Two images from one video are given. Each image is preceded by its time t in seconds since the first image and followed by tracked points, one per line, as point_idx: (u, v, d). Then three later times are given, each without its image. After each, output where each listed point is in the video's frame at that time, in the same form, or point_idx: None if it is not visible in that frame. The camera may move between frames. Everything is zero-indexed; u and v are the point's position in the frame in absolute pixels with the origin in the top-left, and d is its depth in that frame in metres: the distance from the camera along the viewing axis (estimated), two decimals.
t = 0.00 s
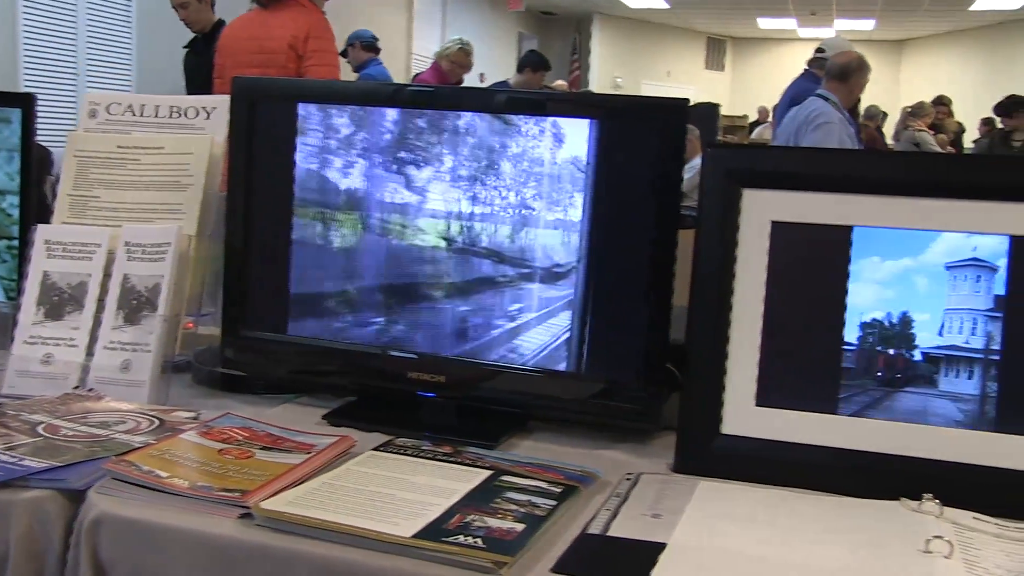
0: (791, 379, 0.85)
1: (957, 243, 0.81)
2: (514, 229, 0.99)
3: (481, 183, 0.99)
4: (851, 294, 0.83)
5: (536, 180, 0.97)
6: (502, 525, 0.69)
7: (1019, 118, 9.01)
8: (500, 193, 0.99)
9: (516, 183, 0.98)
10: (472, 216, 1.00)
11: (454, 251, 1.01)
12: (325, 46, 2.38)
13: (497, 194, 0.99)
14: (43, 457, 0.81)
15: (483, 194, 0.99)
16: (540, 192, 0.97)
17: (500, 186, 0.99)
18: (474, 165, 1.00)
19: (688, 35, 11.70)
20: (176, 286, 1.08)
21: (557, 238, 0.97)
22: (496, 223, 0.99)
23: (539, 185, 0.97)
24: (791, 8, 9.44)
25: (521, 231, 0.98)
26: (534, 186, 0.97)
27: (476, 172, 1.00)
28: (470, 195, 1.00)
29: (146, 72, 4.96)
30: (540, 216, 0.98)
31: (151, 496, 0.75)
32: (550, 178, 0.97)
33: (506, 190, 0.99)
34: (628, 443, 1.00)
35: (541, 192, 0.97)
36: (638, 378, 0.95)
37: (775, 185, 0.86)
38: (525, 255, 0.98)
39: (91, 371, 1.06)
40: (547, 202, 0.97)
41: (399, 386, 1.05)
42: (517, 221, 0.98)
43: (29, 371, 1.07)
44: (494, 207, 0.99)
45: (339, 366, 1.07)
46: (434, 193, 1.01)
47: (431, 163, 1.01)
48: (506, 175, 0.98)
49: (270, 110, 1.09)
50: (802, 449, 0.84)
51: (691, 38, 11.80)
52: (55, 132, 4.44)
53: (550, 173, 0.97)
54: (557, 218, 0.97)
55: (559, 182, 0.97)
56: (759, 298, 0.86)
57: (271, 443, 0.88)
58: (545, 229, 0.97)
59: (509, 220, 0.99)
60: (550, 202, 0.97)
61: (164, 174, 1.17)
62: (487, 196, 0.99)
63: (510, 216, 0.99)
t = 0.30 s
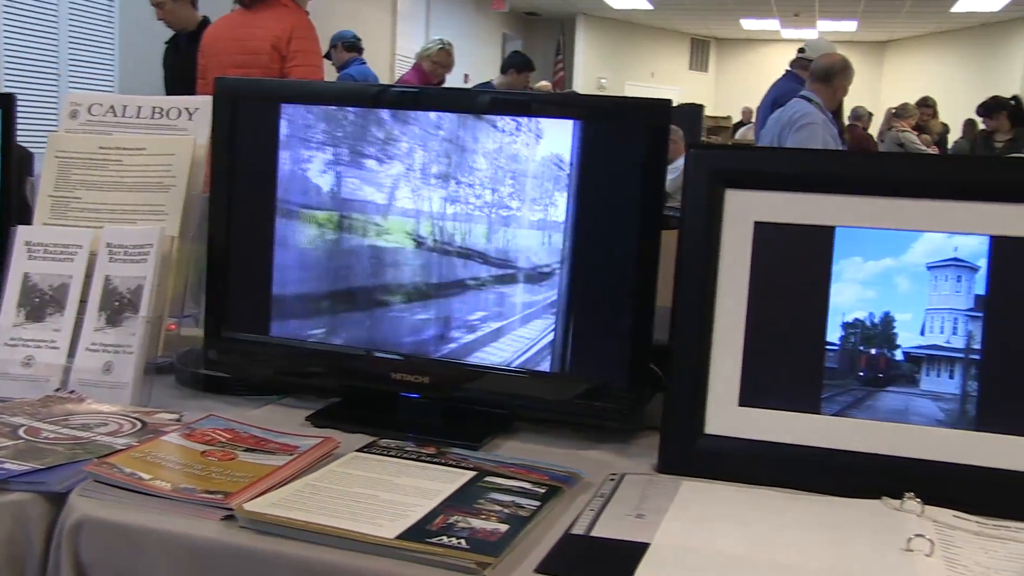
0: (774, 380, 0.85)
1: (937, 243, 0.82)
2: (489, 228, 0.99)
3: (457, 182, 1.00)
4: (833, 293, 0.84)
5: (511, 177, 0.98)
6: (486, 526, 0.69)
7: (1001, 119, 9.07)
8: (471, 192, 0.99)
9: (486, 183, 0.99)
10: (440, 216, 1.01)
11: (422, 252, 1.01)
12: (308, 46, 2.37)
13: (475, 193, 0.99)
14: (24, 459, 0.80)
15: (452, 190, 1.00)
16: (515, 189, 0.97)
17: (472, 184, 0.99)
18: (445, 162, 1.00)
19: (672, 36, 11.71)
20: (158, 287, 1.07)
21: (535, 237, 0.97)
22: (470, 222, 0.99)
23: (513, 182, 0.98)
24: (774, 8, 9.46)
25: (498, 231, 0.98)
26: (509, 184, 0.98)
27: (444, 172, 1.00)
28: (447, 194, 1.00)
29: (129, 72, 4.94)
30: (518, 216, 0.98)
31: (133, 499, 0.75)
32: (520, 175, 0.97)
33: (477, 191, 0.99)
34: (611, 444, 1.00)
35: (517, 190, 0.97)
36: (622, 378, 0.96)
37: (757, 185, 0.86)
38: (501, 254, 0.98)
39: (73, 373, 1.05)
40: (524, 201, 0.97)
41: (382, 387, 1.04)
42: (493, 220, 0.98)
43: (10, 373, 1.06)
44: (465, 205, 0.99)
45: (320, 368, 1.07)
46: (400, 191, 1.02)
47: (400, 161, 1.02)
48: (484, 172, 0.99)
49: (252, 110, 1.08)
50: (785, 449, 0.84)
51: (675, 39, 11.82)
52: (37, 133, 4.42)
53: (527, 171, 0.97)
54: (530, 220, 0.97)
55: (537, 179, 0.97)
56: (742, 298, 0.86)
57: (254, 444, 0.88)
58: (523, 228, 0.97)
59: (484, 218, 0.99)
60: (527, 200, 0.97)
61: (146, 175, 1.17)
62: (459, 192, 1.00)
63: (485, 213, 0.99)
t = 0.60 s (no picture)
0: (756, 375, 0.86)
1: (918, 237, 0.82)
2: (463, 221, 0.99)
3: (431, 175, 1.00)
4: (815, 288, 0.84)
5: (486, 169, 0.98)
6: (469, 521, 0.69)
7: (983, 115, 9.11)
8: (440, 183, 1.00)
9: (456, 176, 0.99)
10: (408, 209, 1.01)
11: (387, 244, 1.02)
12: (291, 42, 2.36)
13: (451, 186, 0.99)
14: (4, 457, 0.80)
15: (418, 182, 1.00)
16: (490, 180, 0.98)
17: (439, 177, 1.00)
18: (414, 152, 1.01)
19: (656, 32, 11.71)
20: (140, 283, 1.07)
21: (508, 230, 0.97)
22: (451, 215, 0.99)
23: (487, 173, 0.98)
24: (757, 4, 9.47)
25: (473, 224, 0.99)
26: (484, 175, 0.98)
27: (412, 164, 1.01)
28: (422, 186, 1.00)
29: (109, 68, 4.91)
30: (490, 209, 0.98)
31: (114, 496, 0.75)
32: (490, 166, 0.98)
33: (446, 183, 0.99)
34: (594, 439, 1.00)
35: (491, 181, 0.98)
36: (605, 372, 0.96)
37: (739, 180, 0.87)
38: (474, 245, 0.99)
39: (53, 370, 1.04)
40: (499, 192, 0.98)
41: (365, 382, 1.04)
42: (466, 214, 0.99)
43: None
44: (433, 197, 1.00)
45: (303, 364, 1.07)
46: (364, 184, 1.02)
47: (365, 151, 1.02)
48: (460, 162, 0.99)
49: (235, 105, 1.08)
50: (767, 443, 0.84)
51: (659, 35, 11.82)
52: (16, 129, 4.38)
53: (503, 163, 0.97)
54: (498, 214, 0.98)
55: (512, 171, 0.97)
56: (724, 293, 0.87)
57: (236, 441, 0.88)
58: (498, 221, 0.98)
59: (458, 210, 0.99)
60: (506, 193, 0.97)
61: (127, 171, 1.16)
62: (427, 182, 1.00)
63: (459, 204, 0.99)
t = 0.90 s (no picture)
0: (735, 370, 0.86)
1: (895, 233, 0.82)
2: (433, 215, 0.99)
3: (399, 167, 1.00)
4: (793, 284, 0.84)
5: (456, 159, 0.98)
6: (449, 517, 0.69)
7: (962, 110, 9.17)
8: (406, 173, 1.00)
9: (422, 168, 1.00)
10: (373, 200, 1.01)
11: (360, 238, 1.02)
12: (269, 39, 2.34)
13: (421, 176, 1.00)
14: None
15: (383, 172, 1.01)
16: (467, 174, 0.98)
17: (405, 168, 1.00)
18: (382, 144, 1.01)
19: (637, 28, 11.72)
20: (117, 280, 1.06)
21: (474, 223, 0.98)
22: (431, 210, 0.99)
23: (458, 164, 0.98)
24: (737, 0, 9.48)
25: (444, 217, 0.99)
26: (455, 166, 0.98)
27: (375, 154, 1.01)
28: (393, 178, 1.01)
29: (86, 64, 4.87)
30: (462, 202, 0.98)
31: (91, 495, 0.74)
32: (457, 156, 0.98)
33: (412, 174, 1.00)
34: (574, 435, 1.00)
35: (462, 172, 0.98)
36: (586, 368, 0.96)
37: (718, 176, 0.87)
38: (442, 236, 0.99)
39: (30, 368, 1.04)
40: (472, 184, 0.98)
41: (345, 379, 1.04)
42: (436, 208, 0.99)
43: None
44: (401, 189, 1.00)
45: (282, 361, 1.06)
46: (326, 175, 1.03)
47: (338, 145, 1.02)
48: (432, 153, 0.99)
49: (215, 102, 1.07)
50: (746, 438, 0.84)
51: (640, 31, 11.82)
52: None
53: (476, 154, 0.97)
54: (463, 209, 0.98)
55: (484, 162, 0.97)
56: (703, 288, 0.87)
57: (215, 438, 0.87)
58: (469, 214, 0.98)
59: (428, 201, 0.99)
60: (487, 187, 0.97)
61: (104, 167, 1.15)
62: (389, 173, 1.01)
63: (430, 195, 0.99)
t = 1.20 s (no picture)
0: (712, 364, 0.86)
1: (871, 227, 0.83)
2: (399, 208, 0.99)
3: (364, 156, 1.00)
4: (770, 277, 0.85)
5: (425, 149, 0.98)
6: (427, 512, 0.69)
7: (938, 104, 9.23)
8: (372, 163, 1.00)
9: (387, 157, 1.00)
10: (350, 193, 1.01)
11: (337, 231, 1.02)
12: (248, 33, 2.34)
13: (387, 166, 0.99)
14: None
15: (350, 162, 1.01)
16: (443, 167, 0.98)
17: (369, 157, 1.00)
18: (351, 135, 1.01)
19: (615, 22, 11.71)
20: (92, 275, 1.05)
21: (444, 214, 0.98)
22: (408, 203, 0.99)
23: (427, 153, 0.98)
24: None
25: (413, 209, 0.99)
26: (424, 156, 0.98)
27: (344, 145, 1.01)
28: (360, 168, 1.00)
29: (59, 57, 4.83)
30: (430, 193, 0.98)
31: (65, 492, 0.74)
32: (425, 146, 0.98)
33: (376, 164, 1.00)
34: (552, 429, 1.00)
35: (431, 162, 0.98)
36: (563, 361, 0.96)
37: (695, 170, 0.87)
38: (408, 229, 0.99)
39: (3, 364, 1.03)
40: (443, 175, 0.98)
41: (322, 374, 1.04)
42: (403, 200, 0.99)
43: None
44: (370, 180, 1.00)
45: (260, 356, 1.06)
46: (293, 164, 1.03)
47: (314, 138, 1.02)
48: (399, 142, 0.99)
49: (191, 96, 1.06)
50: (724, 432, 0.84)
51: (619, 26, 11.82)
52: None
53: (446, 144, 0.97)
54: (431, 199, 0.98)
55: (455, 151, 0.97)
56: (680, 282, 0.87)
57: (191, 434, 0.87)
58: (440, 206, 0.98)
59: (396, 191, 0.99)
60: (464, 180, 0.97)
61: (78, 162, 1.14)
62: (352, 162, 1.01)
63: (399, 184, 0.99)
